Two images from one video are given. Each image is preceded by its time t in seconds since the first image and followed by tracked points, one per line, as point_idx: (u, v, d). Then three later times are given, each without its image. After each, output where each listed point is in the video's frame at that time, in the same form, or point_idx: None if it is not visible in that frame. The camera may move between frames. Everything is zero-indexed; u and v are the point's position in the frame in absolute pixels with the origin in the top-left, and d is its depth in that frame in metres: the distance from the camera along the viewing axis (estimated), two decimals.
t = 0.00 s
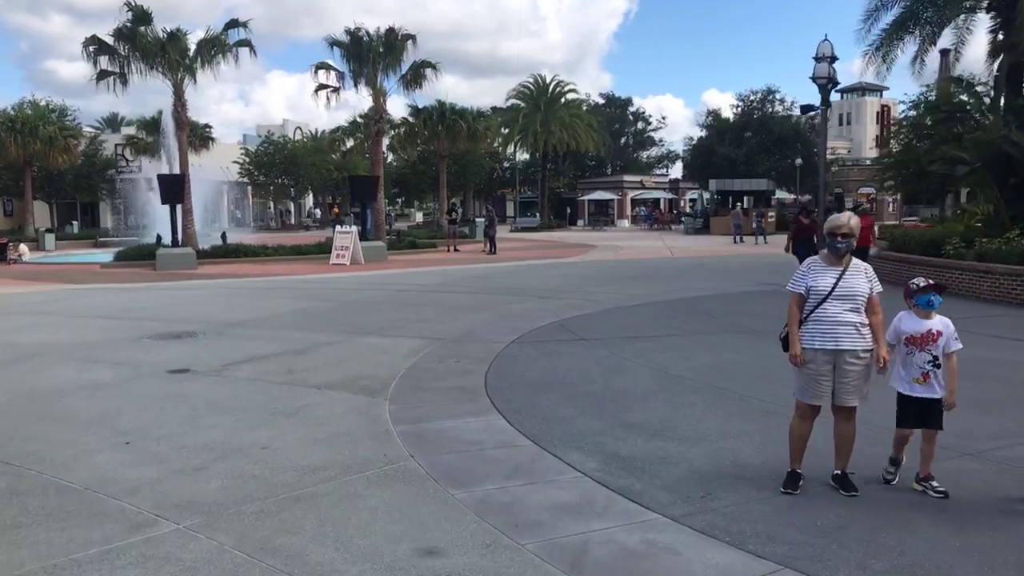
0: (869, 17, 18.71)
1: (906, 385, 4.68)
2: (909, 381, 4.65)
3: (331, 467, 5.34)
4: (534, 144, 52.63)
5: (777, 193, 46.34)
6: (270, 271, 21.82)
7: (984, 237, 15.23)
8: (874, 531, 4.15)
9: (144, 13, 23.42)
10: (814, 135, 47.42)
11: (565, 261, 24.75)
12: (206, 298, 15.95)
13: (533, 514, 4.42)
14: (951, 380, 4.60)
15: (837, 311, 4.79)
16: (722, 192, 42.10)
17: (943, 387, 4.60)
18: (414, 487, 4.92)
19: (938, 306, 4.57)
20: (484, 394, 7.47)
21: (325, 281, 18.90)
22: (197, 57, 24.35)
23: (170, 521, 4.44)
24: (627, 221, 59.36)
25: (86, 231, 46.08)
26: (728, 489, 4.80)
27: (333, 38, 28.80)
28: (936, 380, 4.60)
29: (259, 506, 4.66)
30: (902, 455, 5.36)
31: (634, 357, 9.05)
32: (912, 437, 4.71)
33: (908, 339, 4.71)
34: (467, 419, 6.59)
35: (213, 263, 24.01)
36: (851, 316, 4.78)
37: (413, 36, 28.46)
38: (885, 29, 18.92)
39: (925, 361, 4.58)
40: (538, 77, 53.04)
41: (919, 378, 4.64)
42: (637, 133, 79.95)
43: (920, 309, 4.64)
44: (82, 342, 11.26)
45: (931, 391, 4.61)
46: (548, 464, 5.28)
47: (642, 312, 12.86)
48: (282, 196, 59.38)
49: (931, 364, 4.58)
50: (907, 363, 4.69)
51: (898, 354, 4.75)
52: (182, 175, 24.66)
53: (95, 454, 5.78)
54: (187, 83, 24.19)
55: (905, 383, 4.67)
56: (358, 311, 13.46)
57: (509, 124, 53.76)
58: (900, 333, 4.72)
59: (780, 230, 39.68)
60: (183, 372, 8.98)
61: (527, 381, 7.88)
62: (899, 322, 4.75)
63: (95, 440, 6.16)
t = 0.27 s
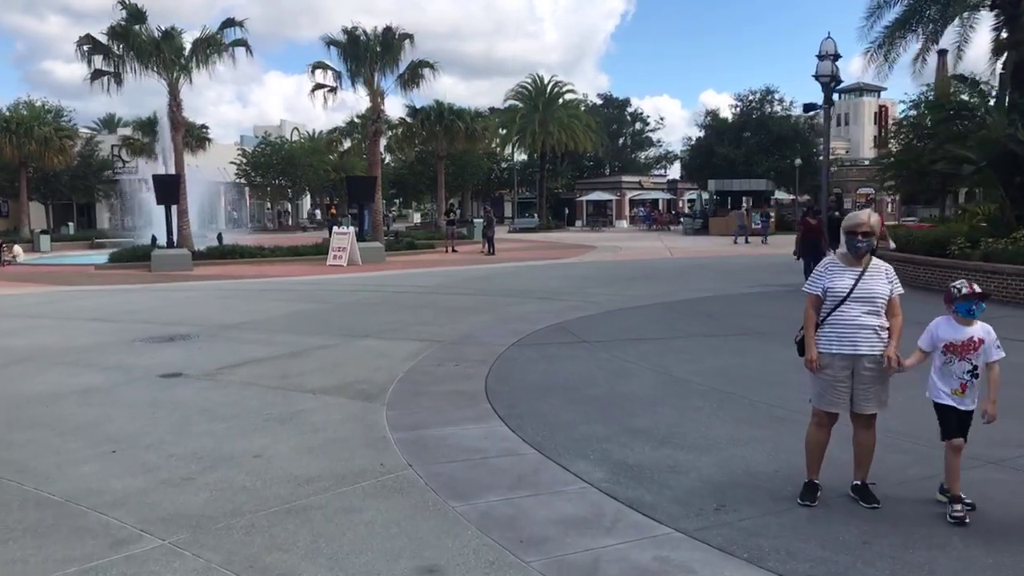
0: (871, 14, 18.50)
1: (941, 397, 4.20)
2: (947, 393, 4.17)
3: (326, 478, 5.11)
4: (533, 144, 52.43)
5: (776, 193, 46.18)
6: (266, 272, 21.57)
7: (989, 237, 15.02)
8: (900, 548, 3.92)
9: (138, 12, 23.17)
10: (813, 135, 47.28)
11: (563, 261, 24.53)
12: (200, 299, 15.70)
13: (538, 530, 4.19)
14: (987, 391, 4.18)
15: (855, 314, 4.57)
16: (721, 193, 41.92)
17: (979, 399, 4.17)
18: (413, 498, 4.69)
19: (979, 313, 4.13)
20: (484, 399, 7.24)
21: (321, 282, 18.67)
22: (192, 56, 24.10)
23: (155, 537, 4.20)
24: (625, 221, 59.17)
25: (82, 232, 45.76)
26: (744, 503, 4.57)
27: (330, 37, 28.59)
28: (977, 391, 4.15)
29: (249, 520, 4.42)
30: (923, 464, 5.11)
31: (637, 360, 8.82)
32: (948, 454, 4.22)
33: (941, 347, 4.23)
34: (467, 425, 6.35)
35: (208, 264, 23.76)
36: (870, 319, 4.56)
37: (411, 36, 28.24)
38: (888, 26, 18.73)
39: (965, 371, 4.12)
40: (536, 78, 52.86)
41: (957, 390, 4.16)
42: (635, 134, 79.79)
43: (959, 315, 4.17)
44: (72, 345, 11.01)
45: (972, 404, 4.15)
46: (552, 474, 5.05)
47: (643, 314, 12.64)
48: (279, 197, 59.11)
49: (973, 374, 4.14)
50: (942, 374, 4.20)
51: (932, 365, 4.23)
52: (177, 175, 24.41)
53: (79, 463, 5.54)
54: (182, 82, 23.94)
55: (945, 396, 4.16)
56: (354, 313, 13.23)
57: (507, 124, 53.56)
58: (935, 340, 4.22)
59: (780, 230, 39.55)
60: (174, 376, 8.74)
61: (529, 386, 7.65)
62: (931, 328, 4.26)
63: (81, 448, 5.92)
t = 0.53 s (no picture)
0: (876, 10, 18.27)
1: (981, 417, 3.92)
2: (988, 413, 3.89)
3: (320, 492, 4.87)
4: (532, 143, 52.18)
5: (777, 192, 45.95)
6: (263, 273, 21.32)
7: (996, 237, 14.80)
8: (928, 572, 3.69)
9: (133, 8, 22.90)
10: (814, 134, 47.04)
11: (563, 261, 24.31)
12: (195, 300, 15.46)
13: (543, 550, 3.96)
14: None
15: (875, 321, 4.33)
16: (721, 192, 41.69)
17: None
18: (411, 515, 4.44)
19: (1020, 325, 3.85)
20: (484, 406, 7.01)
21: (318, 283, 18.42)
22: (188, 54, 23.83)
23: (138, 558, 3.97)
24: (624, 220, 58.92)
25: (78, 231, 45.44)
26: (759, 521, 4.34)
27: (328, 35, 28.35)
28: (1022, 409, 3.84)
29: (238, 540, 4.18)
30: (947, 478, 4.87)
31: (642, 365, 8.59)
32: (990, 478, 3.93)
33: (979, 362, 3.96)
34: (467, 434, 6.12)
35: (204, 265, 23.50)
36: (891, 327, 4.31)
37: (409, 33, 27.99)
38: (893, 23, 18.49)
39: (1005, 387, 3.83)
40: (535, 76, 52.62)
41: (997, 408, 3.88)
42: (634, 133, 79.57)
43: (996, 329, 3.91)
44: (63, 348, 10.76)
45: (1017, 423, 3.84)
46: (557, 488, 4.82)
47: (645, 315, 12.42)
48: (277, 196, 58.80)
49: (1014, 391, 3.83)
50: (981, 391, 3.93)
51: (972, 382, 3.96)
52: (172, 174, 24.14)
53: (62, 476, 5.29)
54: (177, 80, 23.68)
55: (987, 413, 3.89)
56: (352, 314, 12.99)
57: (506, 123, 53.29)
58: (972, 356, 3.98)
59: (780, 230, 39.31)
60: (166, 381, 8.50)
61: (532, 392, 7.41)
62: (967, 342, 4.01)
63: (65, 459, 5.68)
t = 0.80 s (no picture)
0: (882, 7, 18.03)
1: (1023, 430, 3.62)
2: None
3: (314, 507, 4.60)
4: (531, 142, 51.91)
5: (778, 191, 45.71)
6: (260, 273, 21.04)
7: (1005, 237, 14.56)
8: None
9: (128, 4, 22.63)
10: (814, 133, 46.81)
11: (564, 261, 24.06)
12: (190, 301, 15.19)
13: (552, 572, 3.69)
14: None
15: (899, 326, 4.01)
16: (721, 191, 41.44)
17: None
18: (410, 532, 4.18)
19: None
20: (486, 411, 6.75)
21: (316, 283, 18.16)
22: (184, 51, 23.55)
23: None
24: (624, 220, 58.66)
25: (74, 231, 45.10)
26: (780, 538, 4.08)
27: (325, 32, 28.09)
28: None
29: (227, 558, 3.92)
30: (977, 490, 4.60)
31: (648, 368, 8.33)
32: None
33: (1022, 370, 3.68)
34: (468, 442, 5.86)
35: (200, 264, 23.20)
36: (918, 333, 4.00)
37: (408, 31, 27.72)
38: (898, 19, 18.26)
39: None
40: (534, 75, 52.36)
41: None
42: (633, 132, 79.34)
43: None
44: (53, 350, 10.49)
45: None
46: (564, 502, 4.56)
47: (649, 316, 12.16)
48: (274, 195, 58.47)
49: None
50: None
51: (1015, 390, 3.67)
52: (168, 173, 23.86)
53: (43, 488, 5.03)
54: (173, 78, 23.40)
55: None
56: (350, 315, 12.73)
57: (505, 122, 53.01)
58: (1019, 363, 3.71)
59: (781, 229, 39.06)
60: (157, 385, 8.24)
61: (535, 396, 7.15)
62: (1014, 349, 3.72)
63: (47, 469, 5.41)
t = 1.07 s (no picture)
0: (888, 5, 17.80)
1: None
2: None
3: (312, 524, 4.35)
4: (530, 142, 51.67)
5: (779, 192, 45.51)
6: (258, 273, 20.78)
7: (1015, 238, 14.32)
8: None
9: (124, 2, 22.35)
10: (815, 134, 46.62)
11: (564, 262, 23.82)
12: (186, 302, 14.93)
13: None
14: None
15: (937, 334, 3.74)
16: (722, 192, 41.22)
17: None
18: (415, 553, 3.93)
19: None
20: (490, 419, 6.49)
21: (314, 283, 17.91)
22: (181, 49, 23.29)
23: None
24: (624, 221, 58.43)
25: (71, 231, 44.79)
26: (809, 559, 3.83)
27: (323, 31, 27.85)
28: None
29: None
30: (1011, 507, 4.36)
31: (656, 374, 8.08)
32: None
33: None
34: (473, 453, 5.61)
35: (196, 265, 22.92)
36: (955, 341, 3.73)
37: (407, 29, 27.48)
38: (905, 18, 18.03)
39: None
40: (534, 75, 52.12)
41: None
42: (633, 133, 79.15)
43: None
44: (43, 353, 10.22)
45: None
46: (578, 519, 4.31)
47: (654, 319, 11.92)
48: (272, 195, 58.17)
49: None
50: None
51: None
52: (164, 172, 23.58)
53: (28, 502, 4.77)
54: (170, 76, 23.13)
55: None
56: (349, 318, 12.48)
57: (504, 122, 52.77)
58: None
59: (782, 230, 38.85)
60: (150, 390, 7.98)
61: (541, 403, 6.90)
62: None
63: (33, 481, 5.15)
